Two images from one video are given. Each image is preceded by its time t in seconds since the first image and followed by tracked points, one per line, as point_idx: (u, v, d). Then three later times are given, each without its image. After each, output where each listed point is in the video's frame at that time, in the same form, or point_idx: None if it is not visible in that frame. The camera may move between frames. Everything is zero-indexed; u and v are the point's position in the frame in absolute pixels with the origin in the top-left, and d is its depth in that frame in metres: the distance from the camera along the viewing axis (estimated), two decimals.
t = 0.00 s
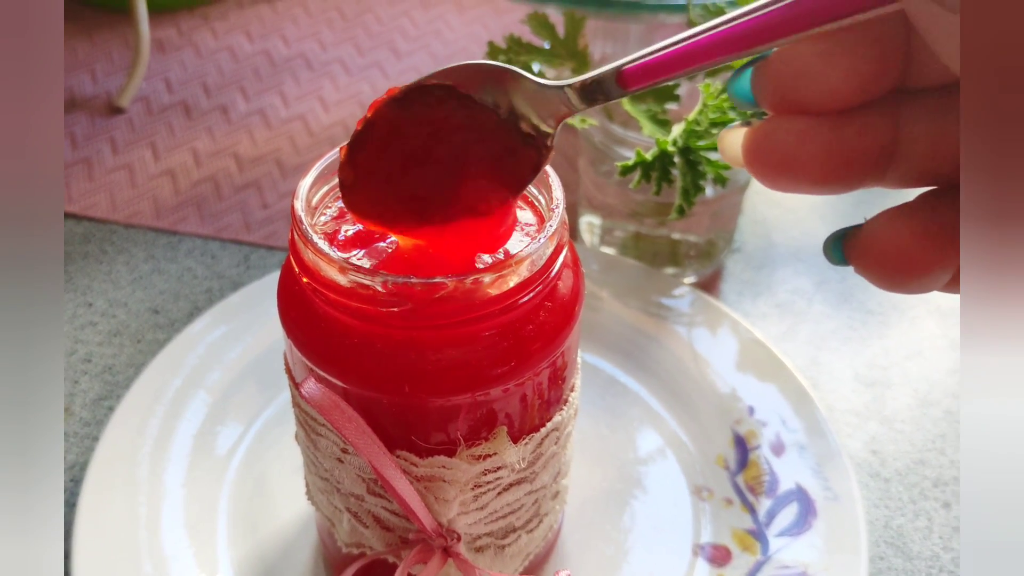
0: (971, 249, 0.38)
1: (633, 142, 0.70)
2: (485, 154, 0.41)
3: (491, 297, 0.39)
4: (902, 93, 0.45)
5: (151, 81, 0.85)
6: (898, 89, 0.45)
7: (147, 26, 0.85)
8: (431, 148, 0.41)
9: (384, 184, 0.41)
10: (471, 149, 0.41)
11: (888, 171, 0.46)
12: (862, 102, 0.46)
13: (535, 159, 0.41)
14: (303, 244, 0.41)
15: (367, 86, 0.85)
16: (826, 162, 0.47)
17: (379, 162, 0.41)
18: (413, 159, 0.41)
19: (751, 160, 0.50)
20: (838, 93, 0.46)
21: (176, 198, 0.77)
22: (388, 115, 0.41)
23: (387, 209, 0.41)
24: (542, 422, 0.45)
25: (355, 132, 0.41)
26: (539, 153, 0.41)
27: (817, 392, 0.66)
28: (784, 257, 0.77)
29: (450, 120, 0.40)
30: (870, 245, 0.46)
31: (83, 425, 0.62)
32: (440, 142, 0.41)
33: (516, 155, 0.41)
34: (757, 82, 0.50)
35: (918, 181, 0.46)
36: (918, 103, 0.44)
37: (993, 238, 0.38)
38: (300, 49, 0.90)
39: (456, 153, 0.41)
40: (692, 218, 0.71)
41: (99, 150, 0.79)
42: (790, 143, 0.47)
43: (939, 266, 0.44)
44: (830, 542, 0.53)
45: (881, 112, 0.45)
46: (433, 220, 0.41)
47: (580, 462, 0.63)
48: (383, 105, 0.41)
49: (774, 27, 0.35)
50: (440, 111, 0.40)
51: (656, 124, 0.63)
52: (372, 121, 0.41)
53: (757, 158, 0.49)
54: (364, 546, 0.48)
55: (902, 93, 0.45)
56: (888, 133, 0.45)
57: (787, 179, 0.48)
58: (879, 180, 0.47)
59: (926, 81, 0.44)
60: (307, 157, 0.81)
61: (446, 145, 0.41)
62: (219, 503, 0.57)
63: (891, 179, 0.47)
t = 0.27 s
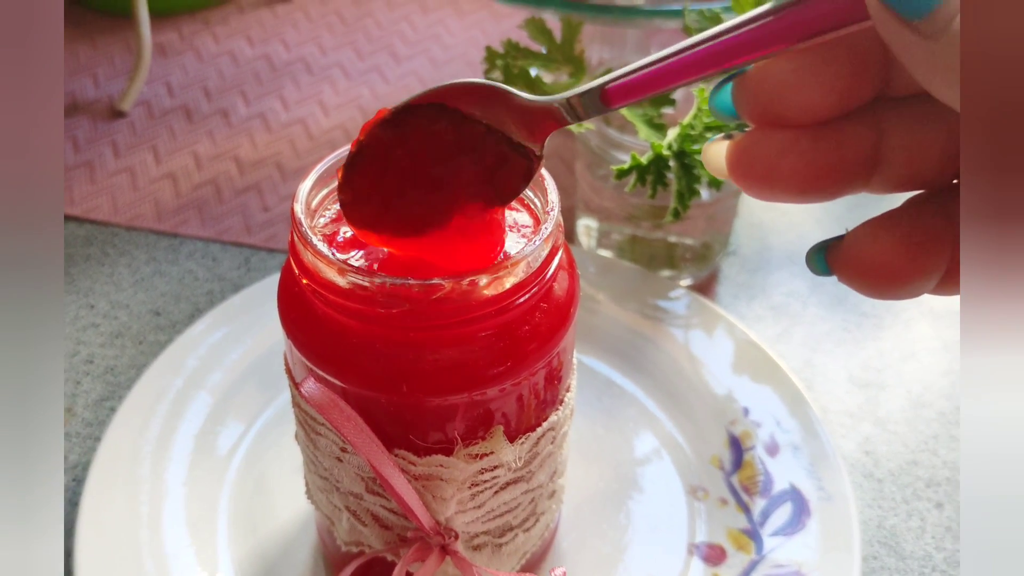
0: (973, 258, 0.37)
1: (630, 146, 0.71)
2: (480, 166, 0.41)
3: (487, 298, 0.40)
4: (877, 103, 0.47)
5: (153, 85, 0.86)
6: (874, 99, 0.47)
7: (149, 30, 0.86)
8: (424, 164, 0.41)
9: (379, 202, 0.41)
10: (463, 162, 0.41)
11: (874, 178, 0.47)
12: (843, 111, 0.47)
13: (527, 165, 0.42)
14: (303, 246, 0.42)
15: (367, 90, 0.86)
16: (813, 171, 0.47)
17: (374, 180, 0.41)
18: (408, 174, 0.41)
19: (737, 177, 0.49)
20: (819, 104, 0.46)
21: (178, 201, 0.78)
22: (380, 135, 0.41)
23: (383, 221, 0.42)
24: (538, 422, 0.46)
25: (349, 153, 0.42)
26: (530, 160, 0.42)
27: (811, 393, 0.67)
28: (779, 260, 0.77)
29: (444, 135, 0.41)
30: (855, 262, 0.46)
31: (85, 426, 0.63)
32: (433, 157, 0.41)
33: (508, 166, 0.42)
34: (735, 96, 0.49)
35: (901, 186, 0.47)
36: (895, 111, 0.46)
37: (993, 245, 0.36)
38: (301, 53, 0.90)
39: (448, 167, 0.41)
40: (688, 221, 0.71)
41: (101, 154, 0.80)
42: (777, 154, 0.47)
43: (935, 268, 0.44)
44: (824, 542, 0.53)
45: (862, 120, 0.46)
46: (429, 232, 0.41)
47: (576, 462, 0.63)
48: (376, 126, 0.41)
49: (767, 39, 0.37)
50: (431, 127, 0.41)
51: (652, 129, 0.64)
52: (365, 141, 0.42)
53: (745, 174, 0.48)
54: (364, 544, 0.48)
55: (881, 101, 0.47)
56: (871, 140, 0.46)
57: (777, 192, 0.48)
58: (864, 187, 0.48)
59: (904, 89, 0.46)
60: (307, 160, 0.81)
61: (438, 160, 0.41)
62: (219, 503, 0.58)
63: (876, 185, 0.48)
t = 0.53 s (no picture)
0: (973, 256, 0.37)
1: (630, 149, 0.71)
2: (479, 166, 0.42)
3: (488, 301, 0.40)
4: (876, 99, 0.44)
5: (155, 88, 0.86)
6: (873, 95, 0.44)
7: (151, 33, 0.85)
8: (423, 163, 0.42)
9: (381, 200, 0.42)
10: (462, 160, 0.42)
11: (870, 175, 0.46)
12: (840, 110, 0.45)
13: (526, 158, 0.42)
14: (305, 249, 0.42)
15: (368, 93, 0.86)
16: (806, 173, 0.45)
17: (375, 180, 0.42)
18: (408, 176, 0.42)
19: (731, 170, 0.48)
20: (813, 106, 0.44)
21: (180, 204, 0.78)
22: (381, 135, 0.42)
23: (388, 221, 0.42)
24: (539, 424, 0.46)
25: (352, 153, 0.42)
26: (529, 151, 0.42)
27: (810, 395, 0.67)
28: (779, 263, 0.78)
29: (443, 136, 0.42)
30: (854, 262, 0.45)
31: (88, 428, 0.63)
32: (432, 156, 0.42)
33: (507, 160, 0.42)
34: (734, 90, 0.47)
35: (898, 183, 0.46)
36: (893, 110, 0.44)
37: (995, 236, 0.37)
38: (302, 55, 0.90)
39: (447, 166, 0.42)
40: (689, 224, 0.72)
41: (103, 156, 0.80)
42: (770, 156, 0.45)
43: (935, 268, 0.43)
44: (824, 543, 0.54)
45: (859, 119, 0.44)
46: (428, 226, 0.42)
47: (576, 464, 0.64)
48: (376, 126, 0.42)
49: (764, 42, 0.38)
50: (430, 127, 0.41)
51: (652, 132, 0.64)
52: (366, 140, 0.42)
53: (740, 170, 0.47)
54: (365, 545, 0.49)
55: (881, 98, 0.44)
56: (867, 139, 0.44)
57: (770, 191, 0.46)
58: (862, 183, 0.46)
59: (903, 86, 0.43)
60: (309, 163, 0.82)
61: (437, 159, 0.42)
62: (221, 504, 0.58)
63: (874, 181, 0.46)
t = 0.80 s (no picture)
0: (973, 254, 0.39)
1: (628, 146, 0.71)
2: (481, 153, 0.42)
3: (485, 298, 0.41)
4: (872, 94, 0.46)
5: (154, 85, 0.86)
6: (869, 91, 0.46)
7: (151, 31, 0.86)
8: (425, 153, 0.42)
9: (383, 190, 0.42)
10: (464, 147, 0.42)
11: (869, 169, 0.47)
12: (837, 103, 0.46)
13: (527, 137, 0.43)
14: (303, 245, 0.42)
15: (367, 91, 0.86)
16: (808, 165, 0.46)
17: (376, 172, 0.42)
18: (411, 165, 0.42)
19: (731, 166, 0.49)
20: (812, 98, 0.46)
21: (179, 201, 0.79)
22: (380, 128, 0.42)
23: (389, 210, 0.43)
24: (535, 419, 0.46)
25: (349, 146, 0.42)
26: (528, 132, 0.43)
27: (807, 393, 0.67)
28: (777, 261, 0.78)
29: (445, 124, 0.42)
30: (849, 257, 0.45)
31: (87, 424, 0.63)
32: (434, 146, 0.42)
33: (507, 143, 0.43)
34: (731, 82, 0.48)
35: (894, 176, 0.47)
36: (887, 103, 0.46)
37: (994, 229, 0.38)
38: (301, 54, 0.91)
39: (449, 154, 0.42)
40: (686, 222, 0.72)
41: (102, 154, 0.80)
42: (770, 146, 0.46)
43: (932, 260, 0.43)
44: (819, 539, 0.54)
45: (853, 112, 0.46)
46: (432, 214, 0.43)
47: (574, 461, 0.64)
48: (373, 117, 0.42)
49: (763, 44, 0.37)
50: (430, 118, 0.42)
51: (650, 130, 0.64)
52: (364, 132, 0.42)
53: (741, 164, 0.48)
54: (363, 541, 0.49)
55: (875, 93, 0.46)
56: (863, 131, 0.46)
57: (771, 182, 0.47)
58: (859, 177, 0.48)
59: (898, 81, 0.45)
60: (307, 161, 0.82)
61: (439, 148, 0.42)
62: (220, 501, 0.58)
63: (869, 175, 0.47)
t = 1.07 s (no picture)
0: (976, 250, 0.38)
1: (621, 134, 0.70)
2: (477, 123, 0.42)
3: (475, 283, 0.41)
4: (871, 75, 0.47)
5: (148, 75, 0.85)
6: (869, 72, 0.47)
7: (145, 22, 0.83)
8: (420, 128, 0.42)
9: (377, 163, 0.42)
10: (457, 120, 0.42)
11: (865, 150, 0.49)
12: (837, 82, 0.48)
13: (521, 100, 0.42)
14: (294, 231, 0.42)
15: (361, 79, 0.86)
16: (802, 141, 0.48)
17: (370, 146, 0.42)
18: (408, 141, 0.42)
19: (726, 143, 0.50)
20: (808, 75, 0.46)
21: (173, 189, 0.78)
22: (372, 105, 0.41)
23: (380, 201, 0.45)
24: (526, 405, 0.46)
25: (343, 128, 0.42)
26: (521, 103, 0.42)
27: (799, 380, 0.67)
28: (770, 249, 0.78)
29: (438, 97, 0.41)
30: (849, 241, 0.46)
31: (82, 412, 0.63)
32: (426, 119, 0.42)
33: (499, 113, 0.42)
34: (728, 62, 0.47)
35: (890, 158, 0.49)
36: (885, 85, 0.47)
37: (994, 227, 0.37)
38: (296, 43, 0.90)
39: (442, 127, 0.42)
40: (679, 209, 0.72)
41: (96, 142, 0.80)
42: (766, 125, 0.47)
43: (928, 246, 0.45)
44: (810, 524, 0.54)
45: (852, 93, 0.47)
46: (424, 198, 0.44)
47: (566, 449, 0.64)
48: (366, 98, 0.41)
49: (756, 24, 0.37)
50: (422, 93, 0.41)
51: (643, 117, 0.64)
52: (358, 114, 0.41)
53: (736, 142, 0.49)
54: (354, 526, 0.49)
55: (875, 74, 0.47)
56: (861, 112, 0.48)
57: (763, 160, 0.48)
58: (855, 159, 0.50)
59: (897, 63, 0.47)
60: (302, 149, 0.82)
61: (431, 122, 0.42)
62: (213, 487, 0.58)
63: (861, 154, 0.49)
